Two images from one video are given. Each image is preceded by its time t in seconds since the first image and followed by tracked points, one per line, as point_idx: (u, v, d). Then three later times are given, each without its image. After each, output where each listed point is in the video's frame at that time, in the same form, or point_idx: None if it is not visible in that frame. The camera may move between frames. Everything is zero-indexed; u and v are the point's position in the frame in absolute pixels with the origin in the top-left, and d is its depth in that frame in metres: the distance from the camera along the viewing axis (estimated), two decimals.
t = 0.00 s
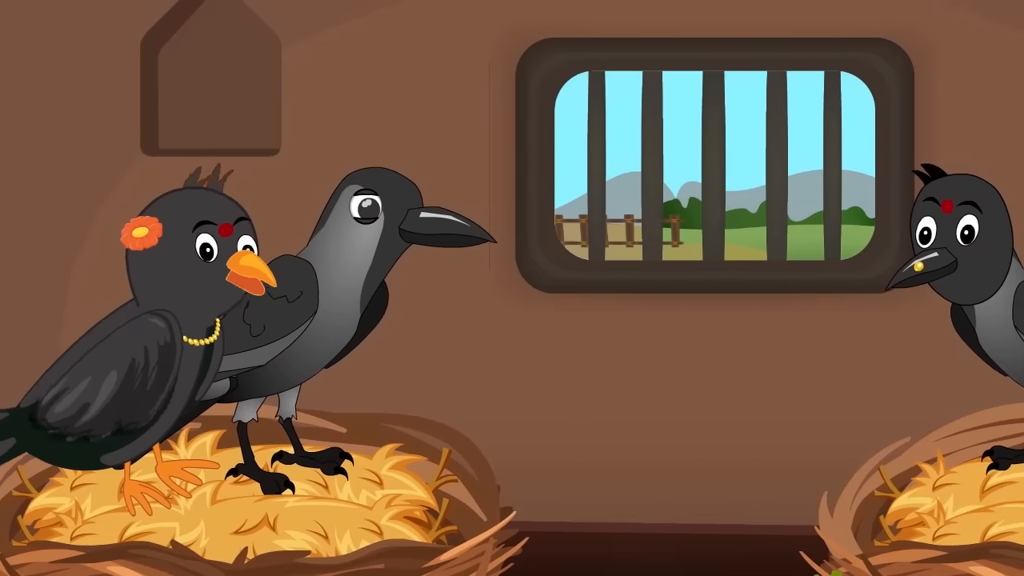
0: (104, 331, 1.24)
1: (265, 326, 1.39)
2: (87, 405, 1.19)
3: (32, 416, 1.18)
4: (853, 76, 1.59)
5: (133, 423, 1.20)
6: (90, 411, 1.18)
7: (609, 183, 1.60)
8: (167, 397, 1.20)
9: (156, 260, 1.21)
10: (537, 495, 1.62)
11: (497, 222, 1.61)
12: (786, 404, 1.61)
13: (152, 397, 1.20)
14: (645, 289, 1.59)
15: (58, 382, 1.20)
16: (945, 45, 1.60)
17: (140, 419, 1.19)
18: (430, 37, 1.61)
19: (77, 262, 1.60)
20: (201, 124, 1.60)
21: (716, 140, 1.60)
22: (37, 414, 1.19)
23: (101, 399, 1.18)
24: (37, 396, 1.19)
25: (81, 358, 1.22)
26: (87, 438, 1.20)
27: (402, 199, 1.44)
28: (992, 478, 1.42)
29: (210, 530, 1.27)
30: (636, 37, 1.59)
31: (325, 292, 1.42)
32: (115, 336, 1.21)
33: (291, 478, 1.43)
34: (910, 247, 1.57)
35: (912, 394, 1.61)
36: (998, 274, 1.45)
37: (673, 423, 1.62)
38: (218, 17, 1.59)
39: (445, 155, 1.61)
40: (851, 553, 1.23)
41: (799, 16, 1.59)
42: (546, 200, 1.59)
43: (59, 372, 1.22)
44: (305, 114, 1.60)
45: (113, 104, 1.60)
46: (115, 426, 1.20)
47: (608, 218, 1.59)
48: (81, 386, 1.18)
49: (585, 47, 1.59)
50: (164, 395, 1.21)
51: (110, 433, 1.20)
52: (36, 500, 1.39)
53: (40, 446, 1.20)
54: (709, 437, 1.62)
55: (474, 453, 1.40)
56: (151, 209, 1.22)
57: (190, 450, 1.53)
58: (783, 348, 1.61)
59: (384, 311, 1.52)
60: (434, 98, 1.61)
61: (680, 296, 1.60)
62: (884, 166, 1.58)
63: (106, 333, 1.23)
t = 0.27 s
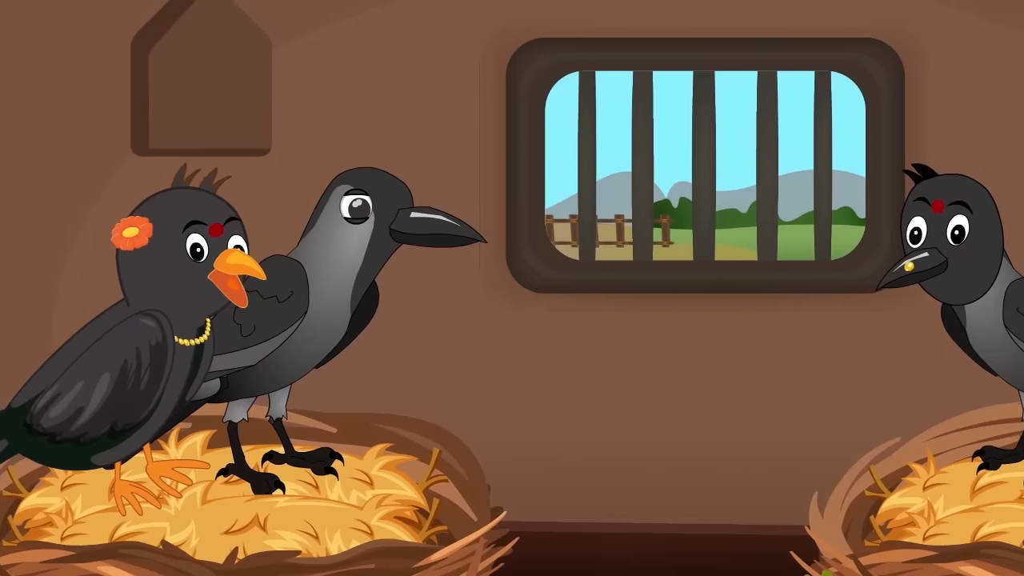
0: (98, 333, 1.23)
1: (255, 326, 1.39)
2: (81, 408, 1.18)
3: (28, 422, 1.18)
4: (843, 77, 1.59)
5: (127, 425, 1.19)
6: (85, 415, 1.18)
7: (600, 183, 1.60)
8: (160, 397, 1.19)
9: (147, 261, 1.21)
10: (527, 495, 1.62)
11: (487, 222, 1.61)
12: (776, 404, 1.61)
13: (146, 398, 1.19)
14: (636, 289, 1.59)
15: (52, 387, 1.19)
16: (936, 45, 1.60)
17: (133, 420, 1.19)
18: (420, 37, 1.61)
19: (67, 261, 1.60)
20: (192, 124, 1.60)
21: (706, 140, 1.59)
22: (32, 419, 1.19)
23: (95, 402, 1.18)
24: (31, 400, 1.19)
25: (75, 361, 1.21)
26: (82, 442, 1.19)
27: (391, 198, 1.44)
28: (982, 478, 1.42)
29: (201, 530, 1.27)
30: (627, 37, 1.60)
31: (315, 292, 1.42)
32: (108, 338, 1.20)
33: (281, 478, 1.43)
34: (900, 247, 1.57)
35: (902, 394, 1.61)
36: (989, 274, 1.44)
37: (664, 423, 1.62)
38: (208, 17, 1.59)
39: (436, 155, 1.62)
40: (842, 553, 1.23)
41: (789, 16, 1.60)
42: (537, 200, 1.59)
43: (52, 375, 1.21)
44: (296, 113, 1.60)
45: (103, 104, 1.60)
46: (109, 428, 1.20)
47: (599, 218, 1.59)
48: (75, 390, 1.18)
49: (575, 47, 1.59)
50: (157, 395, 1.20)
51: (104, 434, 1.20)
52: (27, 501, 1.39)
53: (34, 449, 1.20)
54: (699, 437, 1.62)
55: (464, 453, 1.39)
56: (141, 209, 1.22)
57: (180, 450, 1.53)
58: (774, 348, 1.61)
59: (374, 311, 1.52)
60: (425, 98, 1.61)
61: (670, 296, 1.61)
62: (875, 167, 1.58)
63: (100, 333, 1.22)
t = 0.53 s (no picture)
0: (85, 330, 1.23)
1: (246, 326, 1.39)
2: (64, 402, 1.18)
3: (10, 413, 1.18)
4: (834, 77, 1.59)
5: (112, 423, 1.19)
6: (67, 409, 1.18)
7: (590, 183, 1.60)
8: (147, 396, 1.20)
9: (137, 261, 1.20)
10: (518, 495, 1.62)
11: (477, 222, 1.61)
12: (767, 404, 1.61)
13: (132, 396, 1.19)
14: (626, 289, 1.59)
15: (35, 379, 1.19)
16: (926, 45, 1.60)
17: (119, 419, 1.19)
18: (411, 37, 1.61)
19: (58, 261, 1.60)
20: (182, 124, 1.60)
21: (697, 140, 1.60)
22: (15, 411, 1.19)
23: (79, 397, 1.18)
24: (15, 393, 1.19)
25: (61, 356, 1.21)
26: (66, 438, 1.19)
27: (382, 198, 1.44)
28: (973, 478, 1.42)
29: (191, 530, 1.27)
30: (618, 37, 1.60)
31: (305, 292, 1.42)
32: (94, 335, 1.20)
33: (272, 478, 1.43)
34: (891, 247, 1.57)
35: (893, 394, 1.61)
36: (980, 274, 1.44)
37: (654, 423, 1.62)
38: (198, 17, 1.60)
39: (427, 155, 1.62)
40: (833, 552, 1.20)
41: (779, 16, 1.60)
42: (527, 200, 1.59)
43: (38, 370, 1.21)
44: (286, 113, 1.60)
45: (93, 104, 1.60)
46: (94, 425, 1.19)
47: (589, 218, 1.59)
48: (58, 383, 1.18)
49: (567, 47, 1.58)
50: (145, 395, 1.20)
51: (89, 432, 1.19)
52: (17, 500, 1.39)
53: (18, 444, 1.19)
54: (690, 437, 1.62)
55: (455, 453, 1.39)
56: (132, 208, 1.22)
57: (171, 450, 1.53)
58: (764, 348, 1.61)
59: (365, 311, 1.51)
60: (416, 98, 1.61)
61: (661, 296, 1.61)
62: (865, 167, 1.58)
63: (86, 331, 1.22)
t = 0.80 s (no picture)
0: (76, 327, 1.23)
1: (236, 326, 1.39)
2: (55, 401, 1.19)
3: None
4: (824, 77, 1.59)
5: (102, 422, 1.20)
6: (58, 408, 1.18)
7: (581, 183, 1.59)
8: (137, 396, 1.20)
9: (127, 260, 1.20)
10: (508, 495, 1.62)
11: (468, 222, 1.61)
12: (757, 404, 1.61)
13: (122, 396, 1.19)
14: (617, 289, 1.59)
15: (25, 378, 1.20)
16: (917, 45, 1.60)
17: (109, 418, 1.19)
18: (401, 37, 1.61)
19: (48, 262, 1.60)
20: (172, 124, 1.60)
21: (687, 140, 1.59)
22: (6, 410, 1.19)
23: (68, 396, 1.18)
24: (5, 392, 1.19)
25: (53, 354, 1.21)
26: (56, 437, 1.20)
27: (373, 199, 1.44)
28: (963, 478, 1.42)
29: (182, 530, 1.27)
30: (608, 37, 1.60)
31: (296, 293, 1.42)
32: (85, 334, 1.21)
33: (262, 478, 1.43)
34: (881, 247, 1.57)
35: (883, 394, 1.61)
36: (970, 274, 1.44)
37: (645, 423, 1.62)
38: (188, 17, 1.60)
39: (417, 155, 1.62)
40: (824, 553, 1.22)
41: (770, 16, 1.60)
42: (517, 200, 1.59)
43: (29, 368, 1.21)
44: (277, 113, 1.60)
45: (83, 104, 1.60)
46: (84, 424, 1.20)
47: (580, 218, 1.59)
48: (49, 382, 1.18)
49: (557, 47, 1.59)
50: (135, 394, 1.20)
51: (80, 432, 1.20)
52: (8, 501, 1.39)
53: (9, 442, 1.20)
54: (680, 437, 1.62)
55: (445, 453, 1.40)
56: (123, 207, 1.22)
57: (161, 450, 1.53)
58: (755, 348, 1.61)
59: (355, 311, 1.51)
60: (406, 98, 1.61)
61: (652, 296, 1.61)
62: (856, 167, 1.58)
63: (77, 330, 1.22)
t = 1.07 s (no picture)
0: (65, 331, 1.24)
1: (226, 326, 1.39)
2: (49, 405, 1.19)
3: None
4: (814, 77, 1.59)
5: (96, 424, 1.21)
6: (54, 412, 1.19)
7: (571, 183, 1.60)
8: (129, 396, 1.21)
9: (119, 260, 1.22)
10: (498, 495, 1.62)
11: (458, 222, 1.61)
12: (747, 404, 1.61)
13: (115, 397, 1.21)
14: (607, 289, 1.59)
15: (18, 384, 1.20)
16: (907, 45, 1.60)
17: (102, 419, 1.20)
18: (392, 37, 1.61)
19: (39, 261, 1.60)
20: (162, 125, 1.60)
21: (677, 140, 1.59)
22: None
23: (64, 400, 1.19)
24: None
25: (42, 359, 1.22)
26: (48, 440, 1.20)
27: (363, 199, 1.45)
28: (953, 478, 1.42)
29: (172, 530, 1.27)
30: (598, 37, 1.60)
31: (286, 293, 1.42)
32: (77, 337, 1.21)
33: (252, 478, 1.43)
34: (871, 247, 1.57)
35: (873, 394, 1.61)
36: (960, 274, 1.44)
37: (635, 423, 1.62)
38: (179, 17, 1.60)
39: (407, 155, 1.62)
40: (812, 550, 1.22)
41: (760, 16, 1.60)
42: (507, 200, 1.59)
43: (19, 374, 1.22)
44: (267, 113, 1.60)
45: (73, 104, 1.60)
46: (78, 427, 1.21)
47: (570, 218, 1.59)
48: (44, 387, 1.19)
49: (547, 47, 1.59)
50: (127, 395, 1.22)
51: (73, 433, 1.21)
52: None
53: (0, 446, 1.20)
54: (670, 437, 1.62)
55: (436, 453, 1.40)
56: (112, 209, 1.23)
57: (151, 450, 1.53)
58: (745, 348, 1.61)
59: (345, 312, 1.52)
60: (396, 98, 1.61)
61: (642, 296, 1.61)
62: (846, 167, 1.58)
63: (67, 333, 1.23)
